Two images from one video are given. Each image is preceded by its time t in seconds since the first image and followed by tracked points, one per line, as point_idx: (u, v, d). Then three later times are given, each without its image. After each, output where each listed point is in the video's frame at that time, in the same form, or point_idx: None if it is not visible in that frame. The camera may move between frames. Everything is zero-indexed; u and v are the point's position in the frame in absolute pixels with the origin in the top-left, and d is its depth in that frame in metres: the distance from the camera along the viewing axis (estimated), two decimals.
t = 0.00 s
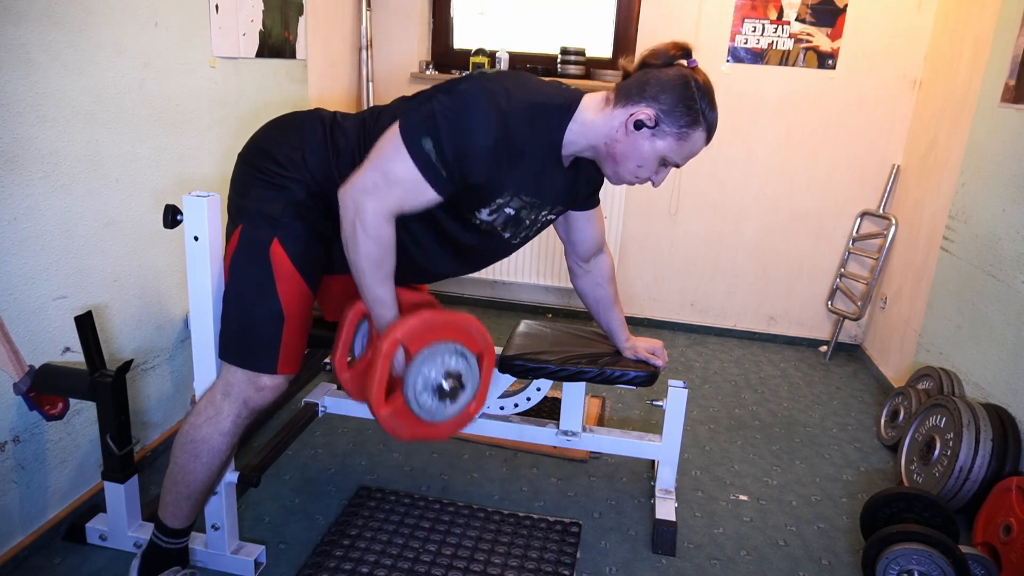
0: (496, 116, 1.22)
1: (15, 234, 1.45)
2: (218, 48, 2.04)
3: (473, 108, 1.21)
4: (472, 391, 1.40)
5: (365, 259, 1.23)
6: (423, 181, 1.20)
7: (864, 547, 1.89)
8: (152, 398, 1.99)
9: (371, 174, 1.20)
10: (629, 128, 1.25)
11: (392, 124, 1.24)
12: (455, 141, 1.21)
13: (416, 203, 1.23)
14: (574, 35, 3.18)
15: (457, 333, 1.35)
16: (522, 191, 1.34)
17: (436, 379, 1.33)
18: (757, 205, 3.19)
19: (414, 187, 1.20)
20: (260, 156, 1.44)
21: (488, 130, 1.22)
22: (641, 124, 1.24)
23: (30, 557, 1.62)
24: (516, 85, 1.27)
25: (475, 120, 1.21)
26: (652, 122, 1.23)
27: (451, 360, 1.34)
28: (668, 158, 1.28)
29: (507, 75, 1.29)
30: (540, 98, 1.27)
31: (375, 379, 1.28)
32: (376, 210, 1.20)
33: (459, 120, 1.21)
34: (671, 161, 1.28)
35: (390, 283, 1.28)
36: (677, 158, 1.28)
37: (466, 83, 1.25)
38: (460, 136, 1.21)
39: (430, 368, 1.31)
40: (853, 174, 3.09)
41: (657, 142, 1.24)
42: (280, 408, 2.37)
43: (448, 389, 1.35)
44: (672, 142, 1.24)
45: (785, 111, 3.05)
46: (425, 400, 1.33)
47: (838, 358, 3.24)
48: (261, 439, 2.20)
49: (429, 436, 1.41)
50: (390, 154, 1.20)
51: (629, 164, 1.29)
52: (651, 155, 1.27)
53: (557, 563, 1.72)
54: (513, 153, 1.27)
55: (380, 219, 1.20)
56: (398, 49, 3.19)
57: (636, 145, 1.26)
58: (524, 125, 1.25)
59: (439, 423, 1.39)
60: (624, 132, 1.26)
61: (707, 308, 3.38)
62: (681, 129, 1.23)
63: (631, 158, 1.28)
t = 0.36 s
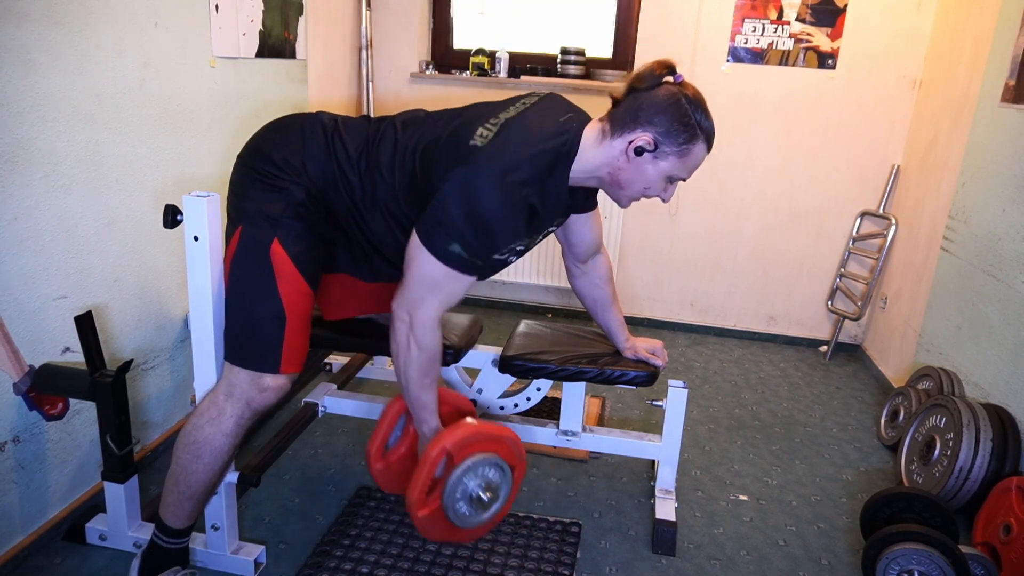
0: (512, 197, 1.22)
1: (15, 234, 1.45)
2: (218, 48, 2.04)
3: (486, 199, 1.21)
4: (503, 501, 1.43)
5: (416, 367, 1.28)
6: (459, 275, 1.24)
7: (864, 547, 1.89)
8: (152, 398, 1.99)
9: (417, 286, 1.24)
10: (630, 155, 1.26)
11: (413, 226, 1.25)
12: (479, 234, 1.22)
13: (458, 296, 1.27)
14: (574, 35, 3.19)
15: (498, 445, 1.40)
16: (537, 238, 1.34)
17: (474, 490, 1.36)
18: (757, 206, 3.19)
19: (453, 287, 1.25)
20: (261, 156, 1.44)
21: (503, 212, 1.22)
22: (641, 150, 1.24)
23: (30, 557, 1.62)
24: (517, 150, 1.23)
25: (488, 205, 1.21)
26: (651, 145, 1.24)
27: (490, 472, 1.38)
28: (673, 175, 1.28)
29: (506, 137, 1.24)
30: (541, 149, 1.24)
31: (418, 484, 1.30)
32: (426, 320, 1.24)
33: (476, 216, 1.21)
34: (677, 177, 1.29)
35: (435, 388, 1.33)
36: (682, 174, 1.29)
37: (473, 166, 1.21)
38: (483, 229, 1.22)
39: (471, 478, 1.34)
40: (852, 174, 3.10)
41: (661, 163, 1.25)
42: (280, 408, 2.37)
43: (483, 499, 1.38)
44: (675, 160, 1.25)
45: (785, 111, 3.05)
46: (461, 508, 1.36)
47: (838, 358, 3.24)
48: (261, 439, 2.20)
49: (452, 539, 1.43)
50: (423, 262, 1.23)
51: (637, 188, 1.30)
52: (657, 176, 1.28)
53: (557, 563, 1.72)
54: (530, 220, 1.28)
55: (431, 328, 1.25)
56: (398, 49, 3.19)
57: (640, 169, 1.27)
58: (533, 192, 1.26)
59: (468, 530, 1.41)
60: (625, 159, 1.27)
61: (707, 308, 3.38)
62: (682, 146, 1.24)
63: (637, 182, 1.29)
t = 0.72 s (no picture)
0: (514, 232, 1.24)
1: (15, 234, 1.45)
2: (218, 48, 2.04)
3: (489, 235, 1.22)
4: (533, 539, 1.54)
5: (453, 405, 1.39)
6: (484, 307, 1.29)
7: (864, 547, 1.89)
8: (152, 398, 1.99)
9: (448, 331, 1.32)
10: (619, 168, 1.28)
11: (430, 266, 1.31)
12: (489, 271, 1.25)
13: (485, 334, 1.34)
14: (574, 35, 3.19)
15: (533, 483, 1.52)
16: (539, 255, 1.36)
17: (508, 522, 1.47)
18: (757, 206, 3.19)
19: (475, 327, 1.31)
20: (261, 156, 1.44)
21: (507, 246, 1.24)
22: (630, 162, 1.27)
23: (30, 557, 1.62)
24: (516, 182, 1.24)
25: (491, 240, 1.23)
26: (639, 157, 1.26)
27: (524, 507, 1.49)
28: (665, 182, 1.30)
29: (503, 167, 1.25)
30: (535, 177, 1.25)
31: (457, 510, 1.41)
32: (461, 358, 1.33)
33: (482, 253, 1.23)
34: (670, 183, 1.31)
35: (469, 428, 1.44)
36: (674, 180, 1.30)
37: (474, 203, 1.23)
38: (489, 266, 1.24)
39: (508, 511, 1.46)
40: (853, 174, 3.09)
41: (651, 173, 1.27)
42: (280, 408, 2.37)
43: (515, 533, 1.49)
44: (665, 168, 1.27)
45: (785, 112, 3.05)
46: (495, 540, 1.47)
47: (838, 358, 3.24)
48: (261, 439, 2.20)
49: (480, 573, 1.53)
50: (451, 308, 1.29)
51: (630, 199, 1.32)
52: (649, 186, 1.30)
53: (557, 563, 1.72)
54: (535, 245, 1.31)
55: (466, 367, 1.34)
56: (398, 48, 3.19)
57: (631, 181, 1.29)
58: (534, 219, 1.29)
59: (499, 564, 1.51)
60: (615, 172, 1.29)
61: (707, 308, 3.38)
62: (669, 154, 1.26)
63: (630, 193, 1.31)
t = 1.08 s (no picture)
0: (494, 151, 1.22)
1: (15, 234, 1.45)
2: (218, 48, 2.04)
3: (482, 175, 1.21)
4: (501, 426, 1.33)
5: (392, 309, 1.25)
6: (437, 223, 1.22)
7: (864, 547, 1.89)
8: (152, 398, 1.99)
9: (386, 226, 1.22)
10: (625, 128, 1.26)
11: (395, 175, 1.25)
12: (460, 180, 1.20)
13: (436, 244, 1.25)
14: (574, 35, 3.19)
15: (489, 366, 1.32)
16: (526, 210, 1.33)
17: (467, 410, 1.27)
18: (757, 205, 3.19)
19: (429, 231, 1.22)
20: (261, 155, 1.44)
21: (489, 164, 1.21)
22: (636, 122, 1.25)
23: (30, 557, 1.62)
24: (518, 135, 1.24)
25: (483, 180, 1.21)
26: (646, 118, 1.24)
27: (482, 392, 1.29)
28: (668, 148, 1.28)
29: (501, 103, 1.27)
30: (533, 115, 1.26)
31: (410, 403, 1.23)
32: (395, 259, 1.21)
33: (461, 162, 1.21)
34: (672, 151, 1.29)
35: (415, 331, 1.30)
36: (677, 147, 1.29)
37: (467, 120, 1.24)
38: (463, 175, 1.20)
39: (463, 397, 1.26)
40: (852, 174, 3.09)
41: (656, 136, 1.25)
42: (280, 408, 2.36)
43: (477, 421, 1.28)
44: (670, 132, 1.25)
45: (785, 112, 3.05)
46: (457, 430, 1.27)
47: (838, 358, 3.24)
48: (261, 439, 2.20)
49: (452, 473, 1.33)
50: (404, 203, 1.21)
51: (632, 162, 1.30)
52: (652, 149, 1.27)
53: (557, 563, 1.72)
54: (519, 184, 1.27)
55: (403, 269, 1.22)
56: (398, 49, 3.19)
57: (635, 142, 1.27)
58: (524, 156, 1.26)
59: (467, 458, 1.31)
60: (620, 132, 1.27)
61: (707, 308, 3.38)
62: (676, 118, 1.24)
63: (632, 156, 1.29)
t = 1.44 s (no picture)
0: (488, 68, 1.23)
1: (15, 234, 1.45)
2: (218, 48, 2.04)
3: (471, 88, 1.22)
4: (451, 294, 1.37)
5: (345, 170, 1.27)
6: (410, 114, 1.22)
7: (864, 547, 1.89)
8: (152, 398, 1.99)
9: (360, 88, 1.24)
10: (627, 104, 1.26)
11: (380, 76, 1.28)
12: (446, 79, 1.21)
13: (402, 132, 1.25)
14: (574, 35, 3.19)
15: (429, 238, 1.33)
16: (518, 161, 1.32)
17: (407, 285, 1.32)
18: (757, 205, 3.19)
19: (400, 112, 1.22)
20: (260, 155, 1.44)
21: (481, 84, 1.22)
22: (638, 99, 1.24)
23: (30, 557, 1.62)
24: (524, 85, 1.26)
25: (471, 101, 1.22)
26: (648, 95, 1.24)
27: (422, 268, 1.32)
28: (669, 129, 1.28)
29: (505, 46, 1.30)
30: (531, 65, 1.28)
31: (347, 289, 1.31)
32: (356, 124, 1.23)
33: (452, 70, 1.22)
34: (673, 132, 1.28)
35: (368, 196, 1.31)
36: (678, 129, 1.28)
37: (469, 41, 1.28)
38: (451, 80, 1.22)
39: (400, 275, 1.31)
40: (852, 174, 3.09)
41: (657, 115, 1.25)
42: (280, 408, 2.36)
43: (422, 294, 1.34)
44: (672, 112, 1.25)
45: (785, 111, 3.05)
46: (401, 306, 1.33)
47: (838, 358, 3.24)
48: (261, 439, 2.20)
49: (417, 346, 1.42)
50: (384, 79, 1.23)
51: (632, 141, 1.30)
52: (652, 128, 1.27)
53: (557, 563, 1.72)
54: (508, 122, 1.26)
55: (359, 132, 1.24)
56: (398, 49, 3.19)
57: (636, 120, 1.27)
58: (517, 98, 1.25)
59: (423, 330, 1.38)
60: (622, 108, 1.27)
61: (707, 308, 3.38)
62: (679, 99, 1.24)
63: (632, 133, 1.29)
